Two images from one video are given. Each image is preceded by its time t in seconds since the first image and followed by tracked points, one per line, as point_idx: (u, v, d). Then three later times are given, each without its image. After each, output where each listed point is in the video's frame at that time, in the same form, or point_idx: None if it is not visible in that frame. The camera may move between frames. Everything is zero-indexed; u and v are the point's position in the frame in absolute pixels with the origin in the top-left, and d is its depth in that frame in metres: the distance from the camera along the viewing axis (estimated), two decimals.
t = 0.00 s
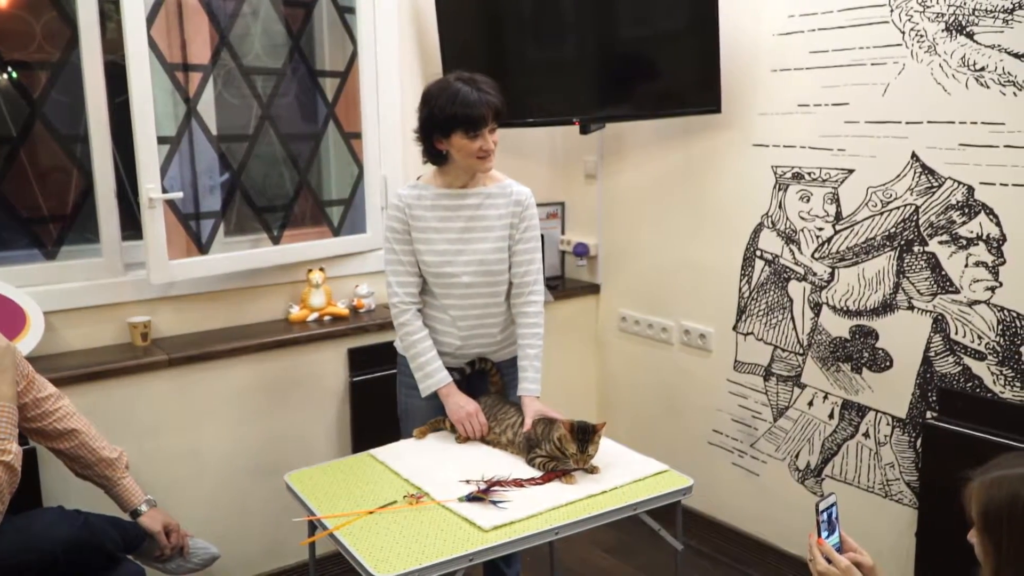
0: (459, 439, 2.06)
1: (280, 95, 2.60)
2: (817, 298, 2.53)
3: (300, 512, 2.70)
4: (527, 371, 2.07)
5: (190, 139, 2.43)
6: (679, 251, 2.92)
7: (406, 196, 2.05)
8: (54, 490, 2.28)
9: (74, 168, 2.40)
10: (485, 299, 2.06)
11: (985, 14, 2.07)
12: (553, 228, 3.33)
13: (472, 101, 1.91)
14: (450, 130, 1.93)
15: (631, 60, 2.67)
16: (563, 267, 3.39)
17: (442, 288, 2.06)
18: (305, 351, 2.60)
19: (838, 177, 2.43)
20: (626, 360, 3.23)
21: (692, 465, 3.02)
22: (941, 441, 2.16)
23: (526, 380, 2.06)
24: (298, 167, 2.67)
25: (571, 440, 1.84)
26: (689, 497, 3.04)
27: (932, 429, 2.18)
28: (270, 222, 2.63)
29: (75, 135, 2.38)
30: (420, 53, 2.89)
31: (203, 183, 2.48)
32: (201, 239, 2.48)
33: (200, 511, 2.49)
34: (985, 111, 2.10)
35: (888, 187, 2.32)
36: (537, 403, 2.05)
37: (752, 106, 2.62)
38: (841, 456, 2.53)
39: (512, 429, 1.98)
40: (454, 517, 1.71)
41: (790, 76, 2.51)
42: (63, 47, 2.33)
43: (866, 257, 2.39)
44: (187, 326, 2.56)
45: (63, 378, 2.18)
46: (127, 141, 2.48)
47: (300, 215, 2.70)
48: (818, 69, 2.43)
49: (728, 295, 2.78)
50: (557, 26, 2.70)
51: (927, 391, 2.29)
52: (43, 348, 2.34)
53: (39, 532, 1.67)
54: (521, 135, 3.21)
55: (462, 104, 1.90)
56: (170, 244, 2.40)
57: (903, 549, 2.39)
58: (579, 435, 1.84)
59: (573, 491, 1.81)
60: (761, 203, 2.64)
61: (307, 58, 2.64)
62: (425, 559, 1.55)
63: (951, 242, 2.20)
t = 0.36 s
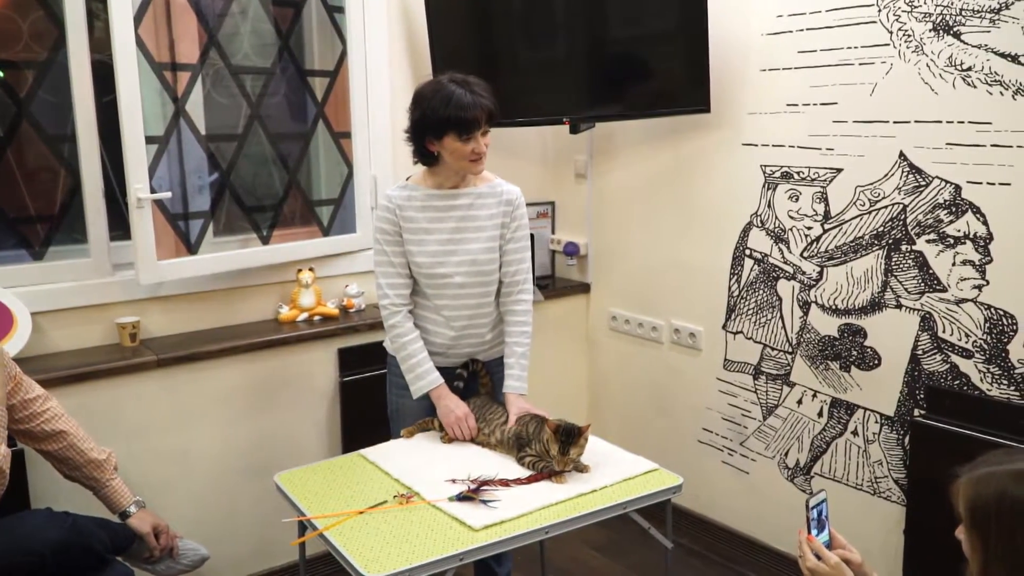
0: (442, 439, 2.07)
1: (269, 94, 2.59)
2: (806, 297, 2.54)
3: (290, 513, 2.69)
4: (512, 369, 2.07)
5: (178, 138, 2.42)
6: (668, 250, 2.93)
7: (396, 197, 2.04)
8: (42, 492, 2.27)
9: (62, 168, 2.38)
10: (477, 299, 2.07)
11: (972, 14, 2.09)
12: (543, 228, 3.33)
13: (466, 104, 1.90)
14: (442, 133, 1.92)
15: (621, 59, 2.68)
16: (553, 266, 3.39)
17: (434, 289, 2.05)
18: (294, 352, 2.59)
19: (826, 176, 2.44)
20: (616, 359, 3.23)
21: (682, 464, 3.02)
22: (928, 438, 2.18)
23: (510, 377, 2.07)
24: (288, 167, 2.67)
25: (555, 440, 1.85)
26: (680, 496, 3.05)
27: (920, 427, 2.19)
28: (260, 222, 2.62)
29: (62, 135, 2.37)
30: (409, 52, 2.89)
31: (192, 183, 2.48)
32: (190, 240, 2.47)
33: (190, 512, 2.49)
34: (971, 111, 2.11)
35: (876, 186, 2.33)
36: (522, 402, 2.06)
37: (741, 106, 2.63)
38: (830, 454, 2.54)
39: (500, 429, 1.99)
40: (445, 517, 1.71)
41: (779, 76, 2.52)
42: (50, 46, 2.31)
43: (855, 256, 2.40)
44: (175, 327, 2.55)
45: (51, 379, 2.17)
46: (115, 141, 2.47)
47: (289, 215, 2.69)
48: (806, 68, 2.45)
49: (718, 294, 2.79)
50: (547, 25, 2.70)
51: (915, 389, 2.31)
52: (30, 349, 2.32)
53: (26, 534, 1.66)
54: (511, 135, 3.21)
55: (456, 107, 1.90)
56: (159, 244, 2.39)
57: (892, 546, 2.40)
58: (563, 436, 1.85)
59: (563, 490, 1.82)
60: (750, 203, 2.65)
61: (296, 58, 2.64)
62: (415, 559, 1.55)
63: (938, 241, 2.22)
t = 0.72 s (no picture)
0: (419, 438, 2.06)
1: (254, 93, 2.58)
2: (792, 295, 2.56)
3: (277, 513, 2.68)
4: (494, 361, 2.09)
5: (163, 137, 2.40)
6: (655, 249, 2.94)
7: (384, 197, 2.02)
8: (26, 494, 2.26)
9: (45, 168, 2.36)
10: (468, 296, 2.07)
11: (955, 14, 2.10)
12: (530, 227, 3.34)
13: (454, 101, 1.90)
14: (429, 129, 1.92)
15: (607, 59, 2.68)
16: (540, 266, 3.39)
17: (425, 287, 2.05)
18: (281, 352, 2.58)
19: (811, 175, 2.46)
20: (603, 358, 3.24)
21: (669, 462, 3.03)
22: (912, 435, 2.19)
23: (492, 370, 2.09)
24: (273, 166, 2.66)
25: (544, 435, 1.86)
26: (667, 494, 3.06)
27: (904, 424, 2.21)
28: (245, 222, 2.61)
29: (46, 134, 2.35)
30: (396, 51, 2.88)
31: (177, 182, 2.46)
32: (175, 239, 2.46)
33: (176, 513, 2.47)
34: (953, 110, 2.13)
35: (861, 184, 2.35)
36: (500, 395, 2.09)
37: (727, 105, 2.65)
38: (815, 451, 2.55)
39: (489, 426, 1.98)
40: (432, 516, 1.72)
41: (764, 76, 2.53)
42: (33, 45, 2.29)
43: (839, 254, 2.42)
44: (161, 327, 2.53)
45: (34, 380, 2.15)
46: (99, 140, 2.45)
47: (276, 214, 2.68)
48: (791, 68, 2.46)
49: (704, 293, 2.81)
50: (533, 24, 2.70)
51: (899, 385, 2.32)
52: (14, 351, 2.31)
53: (10, 536, 1.65)
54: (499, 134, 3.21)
55: (444, 104, 1.89)
56: (144, 244, 2.38)
57: (877, 542, 2.42)
58: (551, 430, 1.86)
59: (550, 488, 1.82)
60: (736, 202, 2.66)
61: (282, 56, 2.63)
62: (402, 558, 1.55)
63: (922, 239, 2.23)
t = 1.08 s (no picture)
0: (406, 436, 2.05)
1: (233, 92, 2.57)
2: (771, 292, 2.57)
3: (258, 514, 2.67)
4: (477, 351, 2.10)
5: (141, 136, 2.38)
6: (636, 247, 2.95)
7: (368, 195, 1.99)
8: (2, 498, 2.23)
9: (20, 167, 2.33)
10: (456, 290, 2.07)
11: (931, 13, 2.13)
12: (512, 225, 3.34)
13: (434, 90, 1.90)
14: (411, 120, 1.92)
15: (588, 57, 2.69)
16: (522, 264, 3.40)
17: (414, 284, 2.03)
18: (262, 352, 2.57)
19: (789, 173, 2.48)
20: (585, 356, 3.25)
21: (651, 459, 3.05)
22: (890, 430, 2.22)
23: (475, 361, 2.09)
24: (253, 164, 2.64)
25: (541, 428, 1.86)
26: (648, 490, 3.07)
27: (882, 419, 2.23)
28: (225, 221, 2.59)
29: (21, 133, 2.32)
30: (376, 49, 2.87)
31: (155, 181, 2.44)
32: (154, 239, 2.44)
33: (155, 515, 2.45)
34: (929, 108, 2.16)
35: (839, 182, 2.37)
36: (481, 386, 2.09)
37: (707, 103, 2.66)
38: (795, 447, 2.57)
39: (480, 419, 1.99)
40: (414, 515, 1.72)
41: (743, 75, 2.55)
42: (7, 43, 2.26)
43: (818, 251, 2.44)
44: (140, 328, 2.51)
45: (11, 382, 2.12)
46: (76, 139, 2.43)
47: (256, 213, 2.66)
48: (769, 66, 2.48)
49: (685, 290, 2.82)
50: (514, 23, 2.70)
51: (877, 381, 2.35)
52: None
53: None
54: (480, 133, 3.21)
55: (424, 93, 1.89)
56: (122, 244, 2.36)
57: (856, 536, 2.45)
58: (549, 424, 1.86)
59: (532, 485, 1.83)
60: (716, 199, 2.68)
61: (261, 54, 2.61)
62: (385, 556, 1.55)
63: (899, 236, 2.26)
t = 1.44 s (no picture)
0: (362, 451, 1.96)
1: (205, 90, 2.55)
2: (745, 288, 2.59)
3: (233, 514, 2.65)
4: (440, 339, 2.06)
5: (111, 134, 2.36)
6: (611, 244, 2.96)
7: (357, 194, 1.96)
8: None
9: None
10: (440, 288, 2.07)
11: (900, 12, 2.16)
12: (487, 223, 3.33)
13: (416, 84, 1.89)
14: (393, 114, 1.90)
15: (563, 55, 2.69)
16: (498, 262, 3.40)
17: (401, 283, 2.01)
18: (236, 351, 2.55)
19: (762, 170, 2.50)
20: (561, 353, 3.26)
21: (627, 455, 3.06)
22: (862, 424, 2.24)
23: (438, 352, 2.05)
24: (226, 163, 2.62)
25: (522, 421, 1.91)
26: (624, 486, 3.09)
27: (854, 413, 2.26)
28: (198, 220, 2.57)
29: None
30: (350, 47, 2.86)
31: (127, 180, 2.42)
32: (125, 239, 2.41)
33: (128, 517, 2.43)
34: (898, 107, 2.19)
35: (810, 179, 2.39)
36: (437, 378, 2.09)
37: (681, 101, 2.68)
38: (769, 442, 2.60)
39: (448, 422, 1.99)
40: (390, 513, 1.71)
41: (716, 73, 2.57)
42: None
43: (790, 248, 2.46)
44: (111, 328, 2.48)
45: None
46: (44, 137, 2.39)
47: (229, 212, 2.64)
48: (742, 64, 2.50)
49: (660, 287, 2.83)
50: (489, 21, 2.70)
51: (849, 376, 2.38)
52: None
53: None
54: (455, 130, 3.20)
55: (407, 87, 1.88)
56: (92, 244, 2.33)
57: (829, 529, 2.47)
58: (530, 416, 1.92)
59: (508, 482, 1.83)
60: (690, 197, 2.70)
61: (233, 52, 2.59)
62: (361, 555, 1.55)
63: (870, 232, 2.29)
